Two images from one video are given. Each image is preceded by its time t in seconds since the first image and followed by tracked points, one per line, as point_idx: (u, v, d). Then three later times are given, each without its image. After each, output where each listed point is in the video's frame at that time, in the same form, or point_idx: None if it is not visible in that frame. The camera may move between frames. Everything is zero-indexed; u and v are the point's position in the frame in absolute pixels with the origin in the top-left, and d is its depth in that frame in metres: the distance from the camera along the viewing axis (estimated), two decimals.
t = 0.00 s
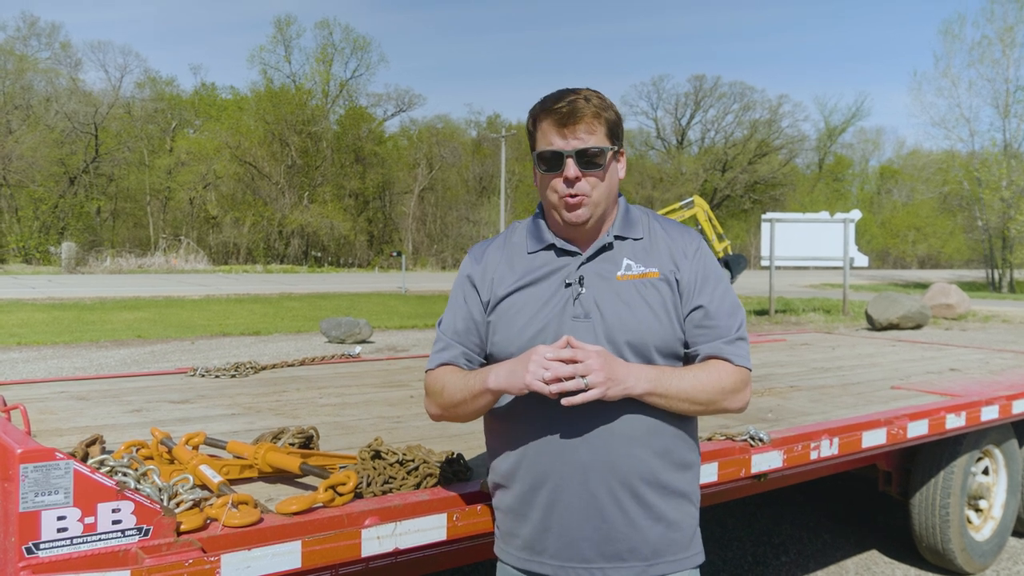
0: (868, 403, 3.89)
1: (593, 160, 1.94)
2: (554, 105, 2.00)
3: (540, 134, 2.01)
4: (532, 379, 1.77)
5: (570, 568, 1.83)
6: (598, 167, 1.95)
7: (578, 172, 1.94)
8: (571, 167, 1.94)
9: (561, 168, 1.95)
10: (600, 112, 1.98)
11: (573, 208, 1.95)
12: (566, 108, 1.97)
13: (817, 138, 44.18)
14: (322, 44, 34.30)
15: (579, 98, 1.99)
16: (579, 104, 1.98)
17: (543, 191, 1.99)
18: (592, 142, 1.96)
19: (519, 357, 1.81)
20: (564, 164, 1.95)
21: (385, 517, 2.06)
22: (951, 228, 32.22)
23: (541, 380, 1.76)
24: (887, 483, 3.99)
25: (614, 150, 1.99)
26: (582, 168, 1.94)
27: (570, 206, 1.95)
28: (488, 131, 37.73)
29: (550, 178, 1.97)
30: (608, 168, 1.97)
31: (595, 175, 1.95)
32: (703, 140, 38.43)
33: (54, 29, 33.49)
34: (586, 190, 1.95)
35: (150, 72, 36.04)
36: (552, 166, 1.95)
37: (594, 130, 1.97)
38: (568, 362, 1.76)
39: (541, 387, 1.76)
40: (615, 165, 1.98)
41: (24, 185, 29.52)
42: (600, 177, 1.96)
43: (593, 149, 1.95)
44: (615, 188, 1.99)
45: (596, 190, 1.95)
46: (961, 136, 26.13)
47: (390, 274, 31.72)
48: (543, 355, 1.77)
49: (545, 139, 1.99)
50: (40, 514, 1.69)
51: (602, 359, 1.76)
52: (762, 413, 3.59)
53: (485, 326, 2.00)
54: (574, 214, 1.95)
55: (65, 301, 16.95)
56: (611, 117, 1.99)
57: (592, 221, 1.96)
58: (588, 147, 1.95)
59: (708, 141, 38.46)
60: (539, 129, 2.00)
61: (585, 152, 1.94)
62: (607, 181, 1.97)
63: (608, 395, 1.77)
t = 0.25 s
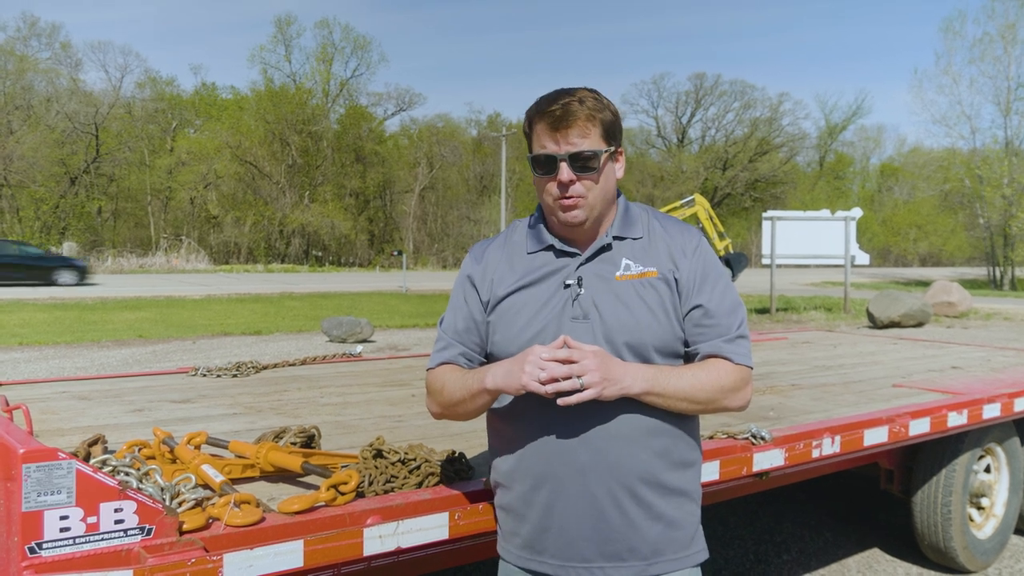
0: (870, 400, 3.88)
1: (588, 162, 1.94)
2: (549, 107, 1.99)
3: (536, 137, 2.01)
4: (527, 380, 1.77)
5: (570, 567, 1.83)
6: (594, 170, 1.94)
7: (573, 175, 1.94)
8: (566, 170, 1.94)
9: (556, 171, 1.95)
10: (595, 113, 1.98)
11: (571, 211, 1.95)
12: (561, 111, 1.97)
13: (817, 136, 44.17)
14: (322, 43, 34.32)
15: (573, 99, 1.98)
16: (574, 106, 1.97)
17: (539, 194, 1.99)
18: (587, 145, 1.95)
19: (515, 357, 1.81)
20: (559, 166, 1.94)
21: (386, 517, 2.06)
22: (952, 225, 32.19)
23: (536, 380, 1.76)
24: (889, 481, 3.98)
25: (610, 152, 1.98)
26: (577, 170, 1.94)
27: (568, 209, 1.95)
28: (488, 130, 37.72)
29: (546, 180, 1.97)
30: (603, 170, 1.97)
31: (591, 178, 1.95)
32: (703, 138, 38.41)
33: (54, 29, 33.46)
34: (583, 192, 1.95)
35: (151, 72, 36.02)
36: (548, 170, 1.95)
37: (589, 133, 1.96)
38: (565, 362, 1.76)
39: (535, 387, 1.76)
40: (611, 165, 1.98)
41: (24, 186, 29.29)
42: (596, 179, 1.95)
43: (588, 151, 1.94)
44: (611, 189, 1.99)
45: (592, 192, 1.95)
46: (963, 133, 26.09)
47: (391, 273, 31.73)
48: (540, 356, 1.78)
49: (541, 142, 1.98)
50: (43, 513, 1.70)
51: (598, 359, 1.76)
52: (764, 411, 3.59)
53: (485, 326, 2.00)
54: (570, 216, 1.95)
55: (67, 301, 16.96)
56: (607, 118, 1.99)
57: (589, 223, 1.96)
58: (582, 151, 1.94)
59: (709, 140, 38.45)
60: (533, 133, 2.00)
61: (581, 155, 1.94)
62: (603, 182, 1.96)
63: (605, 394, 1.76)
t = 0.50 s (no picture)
0: (873, 400, 3.88)
1: (592, 164, 1.94)
2: (552, 109, 1.98)
3: (539, 140, 2.00)
4: (528, 373, 1.77)
5: (575, 566, 1.83)
6: (598, 171, 1.94)
7: (577, 177, 1.94)
8: (570, 172, 1.94)
9: (560, 173, 1.95)
10: (598, 114, 1.97)
11: (575, 213, 1.95)
12: (565, 113, 1.96)
13: (820, 135, 44.13)
14: (325, 43, 34.34)
15: (576, 100, 1.97)
16: (578, 107, 1.96)
17: (544, 195, 1.99)
18: (591, 145, 1.95)
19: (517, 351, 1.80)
20: (563, 168, 1.94)
21: (390, 516, 2.06)
22: (955, 224, 32.10)
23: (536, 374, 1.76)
24: (893, 481, 3.98)
25: (614, 151, 1.98)
26: (581, 172, 1.93)
27: (572, 211, 1.95)
28: (491, 129, 37.69)
29: (550, 182, 1.97)
30: (608, 171, 1.96)
31: (594, 180, 1.94)
32: (706, 138, 38.38)
33: (57, 29, 33.51)
34: (586, 193, 1.94)
35: (154, 72, 36.04)
36: (552, 172, 1.95)
37: (592, 134, 1.95)
38: (564, 355, 1.76)
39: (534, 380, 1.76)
40: (616, 166, 1.97)
41: (28, 185, 29.56)
42: (599, 180, 1.95)
43: (593, 153, 1.93)
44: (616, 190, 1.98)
45: (596, 192, 1.95)
46: (966, 132, 26.04)
47: (394, 273, 31.75)
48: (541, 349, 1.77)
49: (544, 145, 1.98)
50: (47, 513, 1.69)
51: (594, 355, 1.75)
52: (767, 410, 3.59)
53: (489, 326, 2.00)
54: (575, 216, 1.95)
55: (70, 300, 17.00)
56: (609, 118, 1.98)
57: (594, 224, 1.96)
58: (586, 152, 1.94)
59: (712, 139, 38.43)
60: (537, 134, 1.99)
61: (585, 156, 1.93)
62: (607, 183, 1.96)
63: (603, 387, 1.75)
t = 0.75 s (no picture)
0: (879, 401, 3.87)
1: (604, 159, 1.95)
2: (560, 109, 2.00)
3: (549, 137, 2.00)
4: (537, 340, 1.74)
5: (582, 566, 1.83)
6: (611, 165, 1.95)
7: (593, 172, 1.94)
8: (585, 167, 1.93)
9: (575, 169, 1.94)
10: (605, 112, 1.99)
11: (591, 208, 1.95)
12: (574, 112, 1.98)
13: (825, 135, 44.07)
14: (329, 45, 34.38)
15: (584, 100, 2.00)
16: (585, 106, 1.99)
17: (555, 194, 1.98)
18: (602, 141, 1.96)
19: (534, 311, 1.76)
20: (578, 164, 1.94)
21: (395, 517, 2.06)
22: (960, 224, 32.00)
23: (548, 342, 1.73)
24: (899, 483, 3.97)
25: (623, 149, 2.00)
26: (595, 168, 1.94)
27: (586, 207, 1.95)
28: (495, 131, 37.67)
29: (563, 179, 1.96)
30: (619, 168, 1.97)
31: (607, 175, 1.95)
32: (710, 139, 38.34)
33: (63, 31, 33.60)
34: (599, 190, 1.94)
35: (159, 73, 36.09)
36: (564, 169, 1.95)
37: (603, 130, 1.97)
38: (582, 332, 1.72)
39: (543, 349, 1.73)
40: (625, 162, 1.99)
41: (34, 186, 29.71)
42: (612, 176, 1.96)
43: (605, 147, 1.95)
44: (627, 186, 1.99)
45: (608, 189, 1.95)
46: (971, 132, 25.96)
47: (398, 274, 31.79)
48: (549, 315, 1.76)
49: (554, 142, 1.98)
50: (53, 514, 1.70)
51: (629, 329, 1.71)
52: (772, 412, 3.58)
53: (496, 325, 2.00)
54: (589, 212, 1.95)
55: (76, 301, 17.05)
56: (615, 117, 2.00)
57: (608, 219, 1.96)
58: (599, 146, 1.95)
59: (716, 139, 38.36)
60: (546, 134, 1.99)
61: (598, 151, 1.94)
62: (618, 180, 1.97)
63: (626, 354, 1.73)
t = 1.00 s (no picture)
0: (883, 402, 3.86)
1: (611, 172, 1.94)
2: (565, 127, 2.00)
3: (554, 153, 1.99)
4: (555, 369, 1.72)
5: None
6: (618, 180, 1.95)
7: (598, 186, 1.93)
8: (592, 181, 1.93)
9: (582, 185, 1.94)
10: (609, 128, 1.99)
11: (598, 223, 1.94)
12: (579, 129, 1.98)
13: (828, 136, 44.04)
14: (332, 46, 34.43)
15: (588, 117, 2.00)
16: (589, 122, 1.99)
17: (561, 210, 1.98)
18: (607, 155, 1.96)
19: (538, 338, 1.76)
20: (585, 179, 1.93)
21: (398, 519, 2.06)
22: (964, 225, 31.94)
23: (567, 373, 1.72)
24: (903, 483, 3.95)
25: (628, 164, 2.00)
26: (602, 182, 1.93)
27: (593, 222, 1.94)
28: (498, 131, 37.67)
29: (570, 196, 1.95)
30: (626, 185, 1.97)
31: (613, 190, 1.95)
32: (713, 139, 38.35)
33: (66, 33, 33.66)
34: (606, 204, 1.94)
35: (163, 75, 36.08)
36: (570, 184, 1.94)
37: (608, 144, 1.97)
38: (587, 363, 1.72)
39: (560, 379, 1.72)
40: (630, 177, 1.99)
41: (38, 188, 29.71)
42: (619, 191, 1.96)
43: (610, 162, 1.95)
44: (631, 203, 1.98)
45: (614, 202, 1.95)
46: (975, 133, 25.90)
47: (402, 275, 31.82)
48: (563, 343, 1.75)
49: (561, 157, 1.97)
50: (56, 516, 1.70)
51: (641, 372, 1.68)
52: (776, 413, 3.57)
53: (501, 343, 1.98)
54: (596, 228, 1.94)
55: (80, 303, 17.07)
56: (619, 132, 2.00)
57: (614, 236, 1.96)
58: (604, 160, 1.95)
59: (719, 140, 38.32)
60: (552, 149, 1.98)
61: (604, 165, 1.94)
62: (623, 197, 1.97)
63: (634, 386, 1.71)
